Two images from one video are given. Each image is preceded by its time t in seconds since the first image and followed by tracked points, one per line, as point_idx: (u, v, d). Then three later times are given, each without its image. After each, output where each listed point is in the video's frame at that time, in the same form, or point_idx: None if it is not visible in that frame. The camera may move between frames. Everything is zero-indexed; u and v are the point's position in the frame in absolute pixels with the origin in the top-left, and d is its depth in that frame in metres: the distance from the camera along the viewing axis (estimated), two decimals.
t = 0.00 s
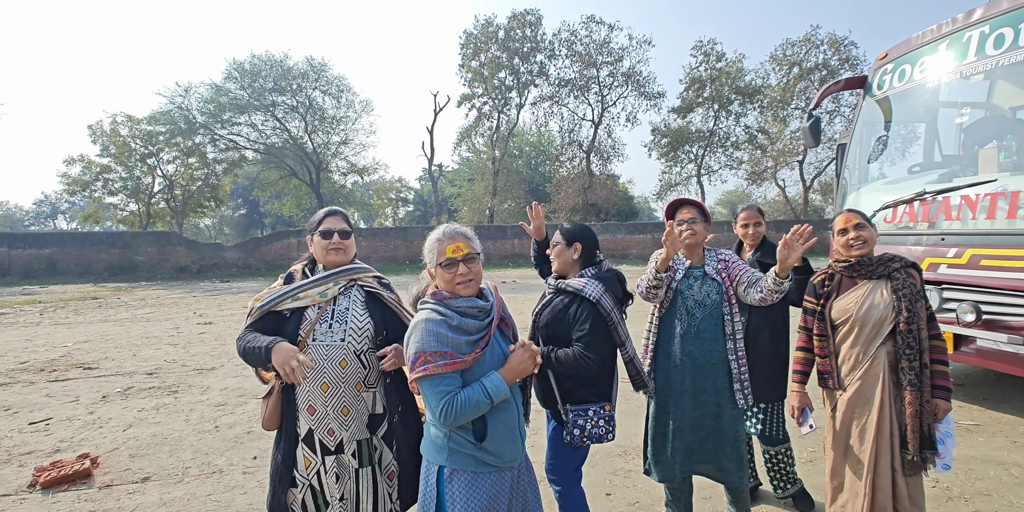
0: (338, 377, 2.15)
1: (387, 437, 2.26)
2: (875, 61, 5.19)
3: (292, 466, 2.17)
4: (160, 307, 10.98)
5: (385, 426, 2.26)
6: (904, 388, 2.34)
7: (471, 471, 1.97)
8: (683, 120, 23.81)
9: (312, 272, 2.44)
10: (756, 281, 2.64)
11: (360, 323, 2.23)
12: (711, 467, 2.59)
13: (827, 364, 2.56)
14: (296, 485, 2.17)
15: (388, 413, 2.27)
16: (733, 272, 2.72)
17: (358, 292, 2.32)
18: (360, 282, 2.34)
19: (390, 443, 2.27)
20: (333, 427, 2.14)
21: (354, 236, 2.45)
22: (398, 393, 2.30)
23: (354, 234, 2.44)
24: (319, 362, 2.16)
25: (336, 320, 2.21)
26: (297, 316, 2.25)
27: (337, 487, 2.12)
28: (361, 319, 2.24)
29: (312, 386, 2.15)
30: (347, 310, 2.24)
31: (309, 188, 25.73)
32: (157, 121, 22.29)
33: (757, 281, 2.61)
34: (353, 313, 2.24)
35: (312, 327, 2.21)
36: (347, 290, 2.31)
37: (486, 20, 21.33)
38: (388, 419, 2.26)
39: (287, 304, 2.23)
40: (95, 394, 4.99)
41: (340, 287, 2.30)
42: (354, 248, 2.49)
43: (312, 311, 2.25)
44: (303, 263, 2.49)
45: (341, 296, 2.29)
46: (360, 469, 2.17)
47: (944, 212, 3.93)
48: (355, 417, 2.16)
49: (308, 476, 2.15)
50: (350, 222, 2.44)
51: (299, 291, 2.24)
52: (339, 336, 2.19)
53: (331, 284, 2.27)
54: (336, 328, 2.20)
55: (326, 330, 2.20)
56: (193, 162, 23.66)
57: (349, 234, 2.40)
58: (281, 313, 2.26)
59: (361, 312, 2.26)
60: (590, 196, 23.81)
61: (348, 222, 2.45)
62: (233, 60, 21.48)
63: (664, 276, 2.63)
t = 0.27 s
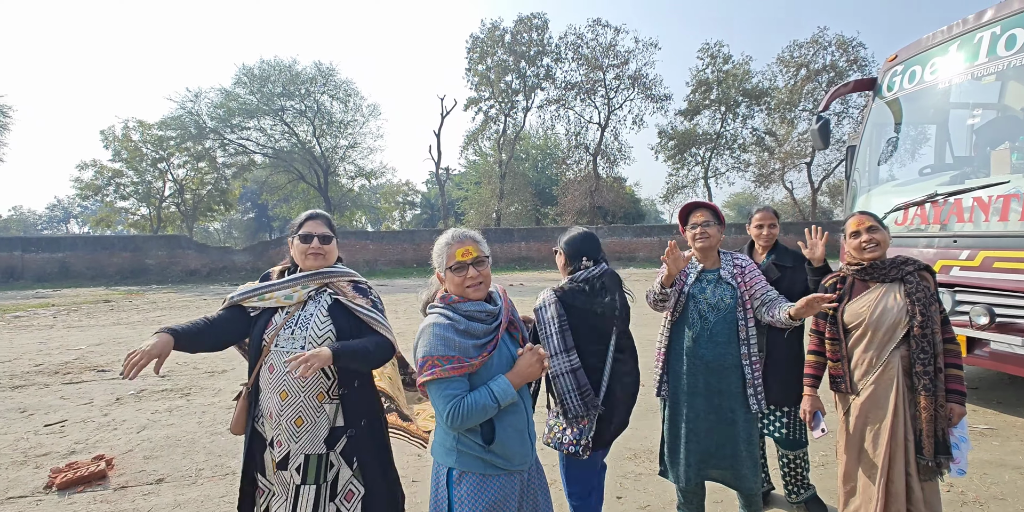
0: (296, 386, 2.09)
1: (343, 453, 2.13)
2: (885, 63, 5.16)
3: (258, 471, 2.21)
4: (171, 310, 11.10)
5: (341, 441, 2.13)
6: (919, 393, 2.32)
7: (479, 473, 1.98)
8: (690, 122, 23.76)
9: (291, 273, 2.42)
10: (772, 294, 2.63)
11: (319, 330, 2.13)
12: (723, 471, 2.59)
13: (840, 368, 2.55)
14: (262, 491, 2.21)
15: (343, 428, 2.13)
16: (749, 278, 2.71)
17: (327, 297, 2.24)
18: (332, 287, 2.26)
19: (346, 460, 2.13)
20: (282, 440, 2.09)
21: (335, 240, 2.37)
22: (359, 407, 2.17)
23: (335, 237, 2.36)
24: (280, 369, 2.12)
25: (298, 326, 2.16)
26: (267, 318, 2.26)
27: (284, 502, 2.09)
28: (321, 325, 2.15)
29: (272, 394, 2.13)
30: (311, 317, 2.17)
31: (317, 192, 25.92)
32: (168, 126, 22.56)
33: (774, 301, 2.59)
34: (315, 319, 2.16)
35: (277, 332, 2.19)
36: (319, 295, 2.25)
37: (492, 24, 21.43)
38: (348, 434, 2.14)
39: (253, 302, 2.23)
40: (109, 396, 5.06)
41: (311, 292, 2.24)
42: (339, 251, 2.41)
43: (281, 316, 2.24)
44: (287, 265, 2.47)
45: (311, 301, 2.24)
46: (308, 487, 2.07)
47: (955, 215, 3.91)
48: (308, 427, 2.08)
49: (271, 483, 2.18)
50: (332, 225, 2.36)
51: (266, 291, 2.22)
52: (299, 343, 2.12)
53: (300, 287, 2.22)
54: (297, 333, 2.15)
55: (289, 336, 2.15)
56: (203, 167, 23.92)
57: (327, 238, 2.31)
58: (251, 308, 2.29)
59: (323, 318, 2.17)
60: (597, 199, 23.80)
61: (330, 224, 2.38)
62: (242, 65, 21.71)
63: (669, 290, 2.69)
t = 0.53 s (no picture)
0: (290, 390, 2.11)
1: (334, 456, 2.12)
2: (898, 62, 5.11)
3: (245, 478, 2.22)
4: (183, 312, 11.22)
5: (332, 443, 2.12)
6: (938, 397, 2.30)
7: (477, 474, 1.99)
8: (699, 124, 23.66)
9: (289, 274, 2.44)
10: (789, 313, 2.62)
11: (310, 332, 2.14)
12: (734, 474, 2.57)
13: (856, 373, 2.52)
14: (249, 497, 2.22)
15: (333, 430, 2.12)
16: (768, 283, 2.68)
17: (321, 296, 2.25)
18: (326, 287, 2.27)
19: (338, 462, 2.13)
20: (274, 444, 2.11)
21: (332, 242, 2.38)
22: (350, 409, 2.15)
23: (332, 239, 2.37)
24: (274, 373, 2.15)
25: (291, 329, 2.18)
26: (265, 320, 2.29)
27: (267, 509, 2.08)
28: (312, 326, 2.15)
29: (268, 398, 2.16)
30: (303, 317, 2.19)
31: (326, 194, 26.10)
32: (181, 130, 22.85)
33: (785, 320, 2.61)
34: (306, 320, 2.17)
35: (273, 335, 2.22)
36: (314, 296, 2.26)
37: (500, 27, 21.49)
38: (339, 436, 2.13)
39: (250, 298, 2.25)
40: (123, 396, 5.12)
41: (305, 293, 2.26)
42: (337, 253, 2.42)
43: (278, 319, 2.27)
44: (287, 268, 2.49)
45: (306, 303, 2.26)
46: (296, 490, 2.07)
47: (971, 215, 3.85)
48: (300, 432, 2.10)
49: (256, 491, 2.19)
50: (328, 228, 2.37)
51: (262, 288, 2.25)
52: (292, 346, 2.14)
53: (293, 287, 2.24)
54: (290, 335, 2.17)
55: (283, 338, 2.18)
56: (215, 170, 24.19)
57: (323, 240, 2.31)
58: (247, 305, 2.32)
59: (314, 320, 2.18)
60: (606, 200, 23.75)
61: (328, 226, 2.40)
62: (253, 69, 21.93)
63: (680, 282, 2.75)
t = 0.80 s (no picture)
0: (284, 397, 2.10)
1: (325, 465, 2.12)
2: (906, 61, 5.06)
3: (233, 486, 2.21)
4: (192, 311, 11.30)
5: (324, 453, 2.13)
6: (951, 402, 2.27)
7: (462, 471, 2.03)
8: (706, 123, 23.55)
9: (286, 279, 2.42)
10: (799, 331, 2.58)
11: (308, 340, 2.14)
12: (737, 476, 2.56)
13: (866, 376, 2.50)
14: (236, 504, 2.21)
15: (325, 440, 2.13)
16: (778, 285, 2.65)
17: (319, 304, 2.26)
18: (325, 294, 2.27)
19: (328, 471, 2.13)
20: (264, 451, 2.10)
21: (332, 248, 2.37)
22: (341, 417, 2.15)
23: (332, 245, 2.37)
24: (268, 378, 2.14)
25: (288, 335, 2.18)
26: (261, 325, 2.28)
27: None
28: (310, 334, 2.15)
29: (259, 404, 2.14)
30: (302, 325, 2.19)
31: (333, 194, 26.21)
32: (190, 130, 23.05)
33: (792, 342, 2.57)
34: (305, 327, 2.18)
35: (269, 340, 2.22)
36: (312, 302, 2.27)
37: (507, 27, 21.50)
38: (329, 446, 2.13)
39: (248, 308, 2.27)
40: (131, 395, 5.17)
41: (303, 299, 2.26)
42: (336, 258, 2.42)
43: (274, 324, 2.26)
44: (283, 271, 2.47)
45: (303, 308, 2.25)
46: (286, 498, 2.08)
47: (980, 215, 3.80)
48: (292, 440, 2.09)
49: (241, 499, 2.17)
50: (329, 233, 2.37)
51: (258, 297, 2.25)
52: (288, 352, 2.14)
53: (291, 294, 2.24)
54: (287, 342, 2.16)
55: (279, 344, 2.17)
56: (223, 170, 24.36)
57: (325, 246, 2.32)
58: (245, 315, 2.33)
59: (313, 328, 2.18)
60: (612, 200, 23.69)
61: (329, 231, 2.39)
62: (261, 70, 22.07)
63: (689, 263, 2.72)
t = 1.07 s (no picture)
0: (302, 400, 2.10)
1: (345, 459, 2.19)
2: (908, 59, 5.03)
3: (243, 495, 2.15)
4: (193, 309, 11.31)
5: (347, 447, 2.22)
6: (956, 405, 2.25)
7: (449, 465, 2.07)
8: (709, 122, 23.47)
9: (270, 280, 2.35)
10: (799, 335, 2.54)
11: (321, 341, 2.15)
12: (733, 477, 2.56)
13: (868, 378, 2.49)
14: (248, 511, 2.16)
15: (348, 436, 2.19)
16: (781, 284, 2.62)
17: (320, 303, 2.25)
18: (324, 293, 2.28)
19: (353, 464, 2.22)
20: (286, 457, 2.09)
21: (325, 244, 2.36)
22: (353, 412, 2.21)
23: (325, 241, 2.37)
24: (280, 384, 2.11)
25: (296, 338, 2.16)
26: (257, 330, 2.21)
27: None
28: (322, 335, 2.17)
29: (273, 410, 2.10)
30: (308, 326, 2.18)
31: (335, 192, 26.22)
32: (191, 129, 23.08)
33: (794, 345, 2.53)
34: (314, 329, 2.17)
35: (272, 344, 2.17)
36: (310, 301, 2.25)
37: (509, 25, 21.45)
38: (347, 441, 2.20)
39: (238, 313, 2.19)
40: (131, 393, 5.17)
41: (301, 298, 2.24)
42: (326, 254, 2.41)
43: (274, 327, 2.20)
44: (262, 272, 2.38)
45: (302, 309, 2.23)
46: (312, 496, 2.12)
47: (982, 214, 3.77)
48: (313, 442, 2.11)
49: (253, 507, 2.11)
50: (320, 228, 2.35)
51: (251, 300, 2.19)
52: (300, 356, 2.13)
53: (290, 295, 2.20)
54: (297, 345, 2.15)
55: (287, 348, 2.15)
56: (225, 168, 24.38)
57: (319, 242, 2.32)
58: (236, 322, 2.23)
59: (323, 328, 2.19)
60: (614, 199, 23.65)
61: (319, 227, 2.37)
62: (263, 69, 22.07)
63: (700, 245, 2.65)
